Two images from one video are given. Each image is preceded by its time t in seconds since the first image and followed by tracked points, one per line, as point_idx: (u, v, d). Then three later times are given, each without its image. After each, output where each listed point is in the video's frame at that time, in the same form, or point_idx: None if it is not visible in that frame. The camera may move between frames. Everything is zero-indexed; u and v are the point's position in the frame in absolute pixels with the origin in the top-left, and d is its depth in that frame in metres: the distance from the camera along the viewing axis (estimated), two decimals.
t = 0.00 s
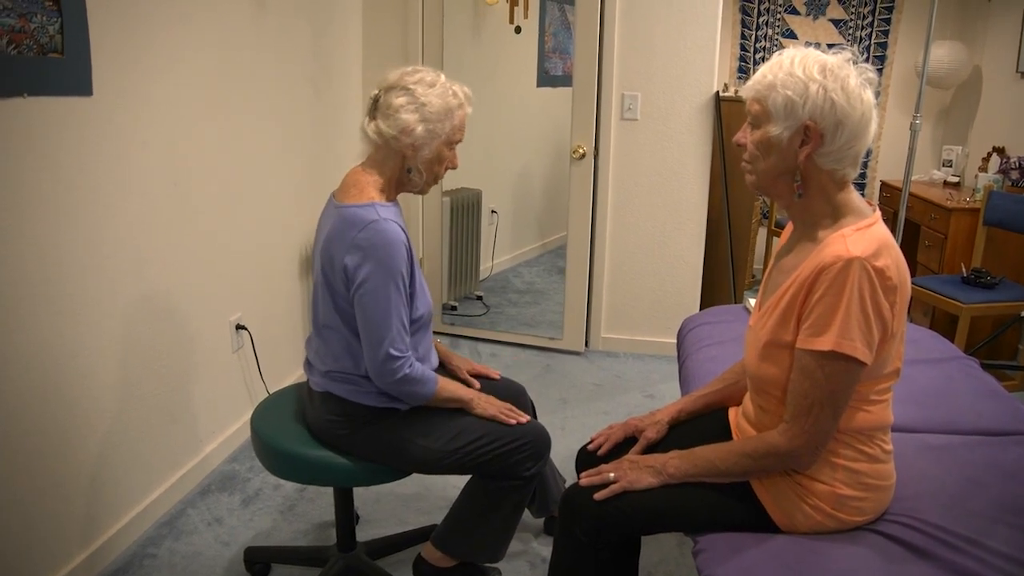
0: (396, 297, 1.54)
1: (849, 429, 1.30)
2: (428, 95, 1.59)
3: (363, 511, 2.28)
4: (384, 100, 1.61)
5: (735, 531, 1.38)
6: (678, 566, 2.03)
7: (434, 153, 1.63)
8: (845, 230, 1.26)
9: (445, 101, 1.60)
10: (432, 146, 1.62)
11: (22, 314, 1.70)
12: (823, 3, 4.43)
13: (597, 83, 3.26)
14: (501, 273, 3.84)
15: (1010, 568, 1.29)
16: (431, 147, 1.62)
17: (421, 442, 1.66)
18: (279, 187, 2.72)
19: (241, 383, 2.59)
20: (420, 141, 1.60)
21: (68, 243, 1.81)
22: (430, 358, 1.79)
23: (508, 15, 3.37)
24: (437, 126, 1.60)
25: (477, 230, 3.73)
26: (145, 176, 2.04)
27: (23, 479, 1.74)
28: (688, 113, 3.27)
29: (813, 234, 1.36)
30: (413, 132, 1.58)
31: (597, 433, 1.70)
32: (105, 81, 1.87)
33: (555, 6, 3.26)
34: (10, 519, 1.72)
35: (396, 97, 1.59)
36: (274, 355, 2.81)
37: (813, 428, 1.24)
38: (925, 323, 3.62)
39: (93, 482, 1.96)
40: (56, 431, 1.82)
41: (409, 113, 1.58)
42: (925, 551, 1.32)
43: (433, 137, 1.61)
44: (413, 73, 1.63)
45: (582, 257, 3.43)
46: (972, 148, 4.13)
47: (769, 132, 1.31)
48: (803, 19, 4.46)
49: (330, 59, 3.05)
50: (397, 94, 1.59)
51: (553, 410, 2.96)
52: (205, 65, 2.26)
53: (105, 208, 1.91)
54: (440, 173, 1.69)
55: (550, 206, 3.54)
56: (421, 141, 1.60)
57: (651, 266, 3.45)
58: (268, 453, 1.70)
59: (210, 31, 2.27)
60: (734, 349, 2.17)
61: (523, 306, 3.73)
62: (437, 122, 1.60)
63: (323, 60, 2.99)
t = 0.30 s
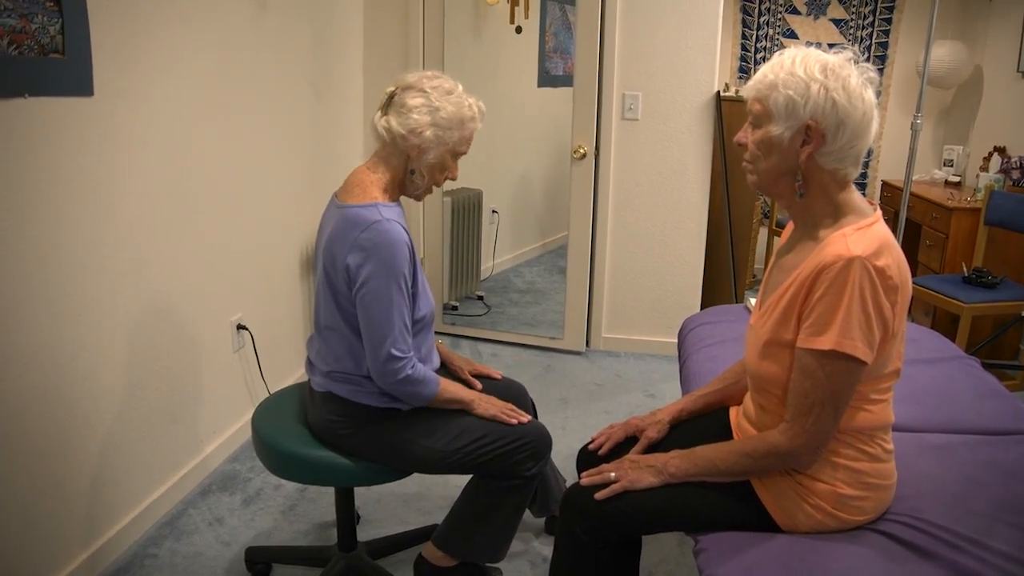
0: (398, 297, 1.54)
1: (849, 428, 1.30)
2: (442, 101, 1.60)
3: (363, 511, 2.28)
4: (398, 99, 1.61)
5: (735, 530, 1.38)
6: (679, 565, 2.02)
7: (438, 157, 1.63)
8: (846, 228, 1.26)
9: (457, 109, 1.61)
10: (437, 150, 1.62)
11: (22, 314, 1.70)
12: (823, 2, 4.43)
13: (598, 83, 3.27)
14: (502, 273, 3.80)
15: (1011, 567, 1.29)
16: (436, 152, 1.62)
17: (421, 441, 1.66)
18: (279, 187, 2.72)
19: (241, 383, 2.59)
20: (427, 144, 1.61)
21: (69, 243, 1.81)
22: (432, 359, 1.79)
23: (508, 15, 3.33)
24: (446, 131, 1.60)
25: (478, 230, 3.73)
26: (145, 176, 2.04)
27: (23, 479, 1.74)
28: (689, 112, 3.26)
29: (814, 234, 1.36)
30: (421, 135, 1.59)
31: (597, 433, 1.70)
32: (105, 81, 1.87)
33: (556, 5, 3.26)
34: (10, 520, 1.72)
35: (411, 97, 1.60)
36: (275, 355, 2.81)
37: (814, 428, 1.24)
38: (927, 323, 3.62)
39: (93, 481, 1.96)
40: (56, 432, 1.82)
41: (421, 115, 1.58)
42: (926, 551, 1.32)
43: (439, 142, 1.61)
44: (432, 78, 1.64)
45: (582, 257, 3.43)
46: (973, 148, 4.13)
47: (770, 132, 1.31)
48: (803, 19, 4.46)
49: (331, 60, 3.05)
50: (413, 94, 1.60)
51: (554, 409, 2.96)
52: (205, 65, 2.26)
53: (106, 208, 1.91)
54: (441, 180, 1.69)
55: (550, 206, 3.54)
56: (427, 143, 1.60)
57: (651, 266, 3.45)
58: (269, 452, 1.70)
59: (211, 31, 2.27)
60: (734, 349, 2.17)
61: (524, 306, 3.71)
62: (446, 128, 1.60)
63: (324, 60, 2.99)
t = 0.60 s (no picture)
0: (396, 297, 1.54)
1: (847, 427, 1.30)
2: (441, 100, 1.60)
3: (362, 509, 2.28)
4: (398, 98, 1.61)
5: (733, 528, 1.38)
6: (677, 564, 2.03)
7: (437, 157, 1.63)
8: (844, 227, 1.26)
9: (457, 109, 1.60)
10: (438, 149, 1.62)
11: (22, 314, 1.69)
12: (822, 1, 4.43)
13: (597, 81, 3.26)
14: (500, 271, 3.81)
15: (1009, 565, 1.30)
16: (436, 151, 1.62)
17: (419, 440, 1.66)
18: (278, 186, 2.72)
19: (240, 382, 2.59)
20: (427, 143, 1.60)
21: (68, 242, 1.80)
22: (430, 358, 1.79)
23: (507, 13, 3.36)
24: (445, 131, 1.60)
25: (477, 229, 3.73)
26: (144, 176, 2.03)
27: (22, 479, 1.74)
28: (687, 111, 3.27)
29: (812, 232, 1.36)
30: (421, 134, 1.59)
31: (595, 432, 1.71)
32: (104, 81, 1.87)
33: (554, 4, 3.26)
34: (9, 520, 1.71)
35: (411, 97, 1.60)
36: (273, 354, 2.81)
37: (812, 426, 1.24)
38: (925, 321, 3.64)
39: (92, 480, 1.95)
40: (55, 431, 1.82)
41: (421, 115, 1.58)
42: (924, 549, 1.32)
43: (440, 141, 1.61)
44: (432, 78, 1.64)
45: (581, 255, 3.43)
46: (971, 146, 4.14)
47: (768, 131, 1.31)
48: (802, 18, 4.46)
49: (329, 58, 3.05)
50: (413, 94, 1.59)
51: (552, 408, 2.96)
52: (204, 64, 2.25)
53: (105, 207, 1.91)
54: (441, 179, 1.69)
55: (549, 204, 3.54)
56: (428, 143, 1.60)
57: (650, 265, 3.45)
58: (267, 451, 1.70)
59: (209, 29, 2.27)
60: (733, 347, 2.17)
61: (523, 304, 3.71)
62: (446, 128, 1.60)
63: (322, 58, 2.99)
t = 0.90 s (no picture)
0: (401, 295, 1.54)
1: (849, 426, 1.30)
2: (405, 81, 1.59)
3: (364, 507, 2.29)
4: (369, 97, 1.63)
5: (735, 527, 1.38)
6: (679, 562, 2.03)
7: (428, 135, 1.61)
8: (846, 225, 1.26)
9: (423, 83, 1.59)
10: (422, 126, 1.60)
11: (22, 313, 1.70)
12: None
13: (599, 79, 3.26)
14: (502, 269, 3.86)
15: (1010, 564, 1.29)
16: (421, 128, 1.60)
17: (420, 438, 1.66)
18: (280, 183, 2.73)
19: (242, 379, 2.60)
20: (407, 125, 1.60)
21: (69, 241, 1.80)
22: (433, 356, 1.79)
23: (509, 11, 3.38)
24: (421, 107, 1.59)
25: (479, 226, 3.73)
26: (145, 175, 2.03)
27: (24, 477, 1.74)
28: (690, 109, 3.26)
29: (814, 231, 1.36)
30: (398, 119, 1.59)
31: (598, 430, 1.71)
32: (106, 78, 1.87)
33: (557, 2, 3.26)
34: (10, 518, 1.72)
35: (377, 93, 1.61)
36: (275, 351, 2.81)
37: (813, 424, 1.24)
38: (928, 320, 3.63)
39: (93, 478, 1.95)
40: (56, 429, 1.82)
41: (389, 103, 1.59)
42: (926, 548, 1.32)
43: (420, 118, 1.60)
44: (394, 66, 1.64)
45: (583, 253, 3.43)
46: (974, 145, 4.13)
47: (770, 129, 1.30)
48: (804, 16, 4.46)
49: (332, 55, 3.05)
50: (378, 88, 1.61)
51: (554, 406, 2.96)
52: (206, 61, 2.26)
53: (106, 205, 1.91)
54: (445, 156, 1.66)
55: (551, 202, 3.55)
56: (408, 124, 1.59)
57: (652, 263, 3.45)
58: (270, 448, 1.70)
59: (211, 27, 2.27)
60: (735, 346, 2.17)
61: (524, 302, 3.77)
62: (418, 104, 1.59)
63: (325, 56, 2.99)
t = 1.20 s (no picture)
0: (392, 293, 1.54)
1: (849, 426, 1.30)
2: (378, 79, 1.60)
3: (364, 507, 2.29)
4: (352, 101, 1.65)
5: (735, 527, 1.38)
6: (679, 562, 2.03)
7: (407, 127, 1.61)
8: (845, 224, 1.26)
9: (394, 78, 1.60)
10: (400, 120, 1.60)
11: (22, 314, 1.70)
12: None
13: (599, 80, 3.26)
14: (503, 270, 3.84)
15: (1010, 564, 1.29)
16: (399, 122, 1.60)
17: (420, 439, 1.66)
18: (280, 184, 2.73)
19: (242, 379, 2.60)
20: (385, 121, 1.60)
21: (68, 241, 1.80)
22: (433, 356, 1.79)
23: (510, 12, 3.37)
24: (394, 101, 1.59)
25: (479, 227, 3.72)
26: (145, 175, 2.03)
27: (23, 478, 1.74)
28: (690, 110, 3.26)
29: (814, 231, 1.36)
30: (376, 117, 1.60)
31: (598, 430, 1.71)
32: (105, 80, 1.87)
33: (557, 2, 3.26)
34: (10, 519, 1.72)
35: (356, 96, 1.64)
36: (276, 352, 2.81)
37: (813, 424, 1.24)
38: (928, 320, 3.63)
39: (93, 479, 1.95)
40: (56, 430, 1.82)
41: (365, 103, 1.61)
42: (926, 548, 1.32)
43: (396, 112, 1.60)
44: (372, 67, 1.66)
45: (583, 253, 3.43)
46: (974, 144, 4.13)
47: (770, 130, 1.30)
48: (805, 16, 4.46)
49: (332, 56, 3.05)
50: (356, 91, 1.63)
51: (554, 406, 2.96)
52: (205, 62, 2.25)
53: (106, 205, 1.91)
54: (429, 145, 1.65)
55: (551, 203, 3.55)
56: (386, 120, 1.60)
57: (652, 263, 3.44)
58: (270, 449, 1.70)
59: (211, 27, 2.27)
60: (735, 346, 2.17)
61: (525, 303, 3.76)
62: (391, 98, 1.59)
63: (325, 56, 2.99)
